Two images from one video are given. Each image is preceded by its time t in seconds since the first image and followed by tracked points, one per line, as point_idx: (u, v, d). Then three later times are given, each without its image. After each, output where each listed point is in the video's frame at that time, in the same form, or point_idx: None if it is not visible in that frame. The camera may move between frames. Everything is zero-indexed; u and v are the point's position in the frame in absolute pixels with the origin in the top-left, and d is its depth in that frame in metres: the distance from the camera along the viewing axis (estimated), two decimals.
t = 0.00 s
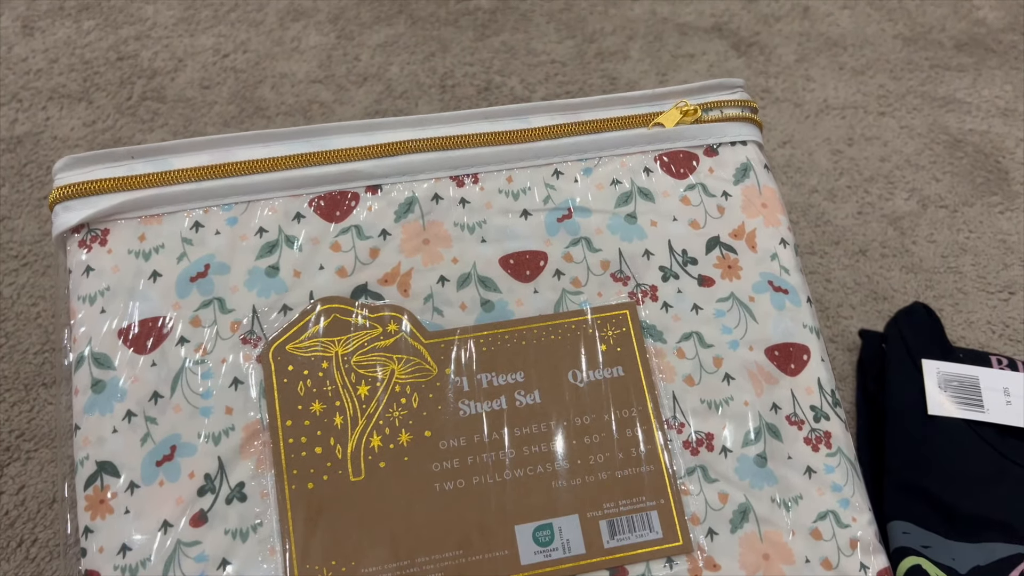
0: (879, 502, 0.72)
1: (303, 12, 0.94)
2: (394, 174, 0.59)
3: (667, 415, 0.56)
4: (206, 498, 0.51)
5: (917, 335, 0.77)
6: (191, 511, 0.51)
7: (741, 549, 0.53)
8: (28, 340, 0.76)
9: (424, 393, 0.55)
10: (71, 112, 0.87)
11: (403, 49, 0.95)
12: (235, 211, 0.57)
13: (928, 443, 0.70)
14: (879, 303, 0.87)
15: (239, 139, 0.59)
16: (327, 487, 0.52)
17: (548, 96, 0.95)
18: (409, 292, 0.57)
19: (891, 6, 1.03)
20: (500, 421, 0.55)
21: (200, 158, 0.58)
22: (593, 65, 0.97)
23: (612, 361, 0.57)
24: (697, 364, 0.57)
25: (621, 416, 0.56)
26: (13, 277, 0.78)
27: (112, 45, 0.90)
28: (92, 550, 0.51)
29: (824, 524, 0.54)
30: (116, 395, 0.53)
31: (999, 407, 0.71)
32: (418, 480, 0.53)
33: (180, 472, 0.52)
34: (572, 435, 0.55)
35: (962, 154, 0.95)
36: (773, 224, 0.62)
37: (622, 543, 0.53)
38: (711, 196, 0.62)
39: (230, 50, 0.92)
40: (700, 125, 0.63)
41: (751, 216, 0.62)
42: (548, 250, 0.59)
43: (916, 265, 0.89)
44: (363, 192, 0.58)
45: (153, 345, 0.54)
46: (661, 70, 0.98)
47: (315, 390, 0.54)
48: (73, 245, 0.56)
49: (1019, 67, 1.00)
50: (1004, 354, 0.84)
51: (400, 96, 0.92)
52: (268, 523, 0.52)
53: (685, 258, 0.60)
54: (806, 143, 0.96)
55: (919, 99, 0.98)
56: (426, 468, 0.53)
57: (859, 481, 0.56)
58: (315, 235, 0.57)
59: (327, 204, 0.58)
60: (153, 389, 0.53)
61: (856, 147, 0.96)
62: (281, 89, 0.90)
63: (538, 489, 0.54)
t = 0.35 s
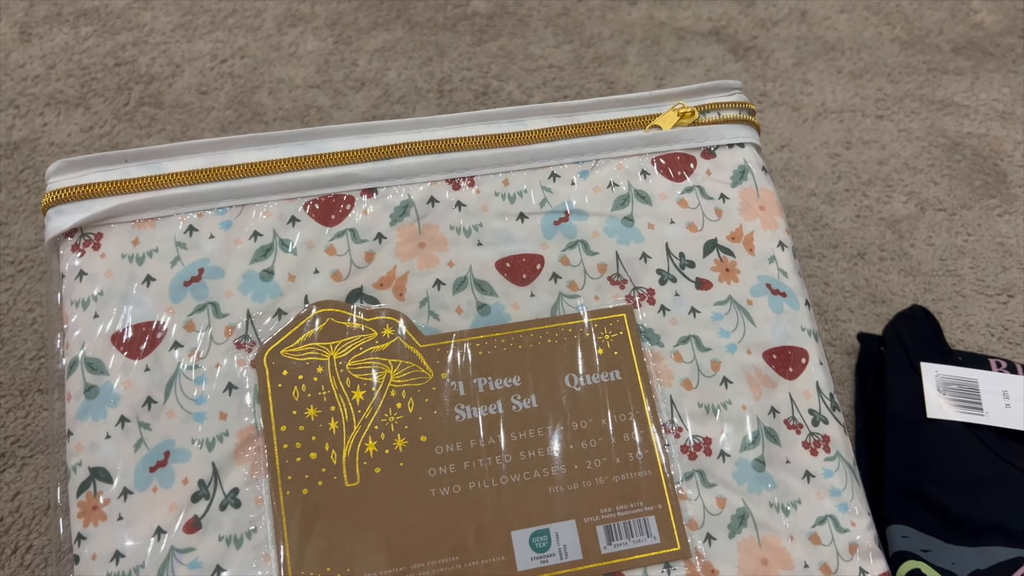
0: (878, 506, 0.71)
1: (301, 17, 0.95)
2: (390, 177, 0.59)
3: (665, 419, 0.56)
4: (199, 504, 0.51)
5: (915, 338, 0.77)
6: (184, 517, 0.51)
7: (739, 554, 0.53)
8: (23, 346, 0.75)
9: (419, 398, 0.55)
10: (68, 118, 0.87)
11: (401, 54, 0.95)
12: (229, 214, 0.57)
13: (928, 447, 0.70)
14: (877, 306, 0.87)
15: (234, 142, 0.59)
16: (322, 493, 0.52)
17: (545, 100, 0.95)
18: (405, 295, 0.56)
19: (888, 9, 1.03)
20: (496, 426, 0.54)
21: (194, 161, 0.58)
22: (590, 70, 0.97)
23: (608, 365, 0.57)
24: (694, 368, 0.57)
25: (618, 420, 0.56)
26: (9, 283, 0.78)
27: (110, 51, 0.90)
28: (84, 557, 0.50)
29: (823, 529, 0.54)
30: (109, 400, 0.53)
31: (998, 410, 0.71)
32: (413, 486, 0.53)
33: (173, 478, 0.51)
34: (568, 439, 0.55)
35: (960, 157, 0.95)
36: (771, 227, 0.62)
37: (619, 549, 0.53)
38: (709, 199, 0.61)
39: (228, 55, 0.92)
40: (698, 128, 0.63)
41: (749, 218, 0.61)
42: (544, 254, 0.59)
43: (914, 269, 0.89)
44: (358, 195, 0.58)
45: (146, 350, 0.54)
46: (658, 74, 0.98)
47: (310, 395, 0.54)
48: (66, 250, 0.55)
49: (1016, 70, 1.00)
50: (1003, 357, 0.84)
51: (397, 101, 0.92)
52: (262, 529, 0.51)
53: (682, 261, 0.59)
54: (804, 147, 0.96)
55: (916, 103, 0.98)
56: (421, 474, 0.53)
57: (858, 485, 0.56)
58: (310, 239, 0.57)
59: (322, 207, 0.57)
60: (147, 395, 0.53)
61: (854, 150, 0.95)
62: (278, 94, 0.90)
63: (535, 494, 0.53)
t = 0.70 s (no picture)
0: (873, 511, 0.70)
1: (295, 22, 0.94)
2: (379, 183, 0.58)
3: (657, 426, 0.55)
4: (187, 514, 0.50)
5: (911, 343, 0.76)
6: (171, 528, 0.50)
7: (733, 562, 0.52)
8: (14, 353, 0.75)
9: (409, 406, 0.54)
10: (61, 123, 0.86)
11: (395, 58, 0.95)
12: (218, 221, 0.56)
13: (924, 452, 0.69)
14: (873, 311, 0.87)
15: (223, 148, 0.58)
16: (310, 503, 0.51)
17: (540, 104, 0.94)
18: (395, 302, 0.56)
19: (884, 13, 1.03)
20: (487, 433, 0.54)
21: (182, 167, 0.57)
22: (586, 74, 0.97)
23: (600, 371, 0.56)
24: (687, 374, 0.57)
25: (610, 427, 0.55)
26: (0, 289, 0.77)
27: (104, 56, 0.90)
28: (70, 569, 0.49)
29: (817, 536, 0.53)
30: (95, 409, 0.52)
31: (995, 416, 0.70)
32: (403, 495, 0.52)
33: (160, 488, 0.51)
34: (559, 447, 0.54)
35: (956, 160, 0.95)
36: (764, 231, 0.61)
37: (611, 558, 0.52)
38: (701, 204, 0.61)
39: (222, 60, 0.91)
40: (690, 132, 0.63)
41: (742, 223, 0.61)
42: (536, 259, 0.58)
43: (911, 273, 0.89)
44: (348, 201, 0.58)
45: (133, 358, 0.53)
46: (654, 78, 0.98)
47: (298, 404, 0.53)
48: (52, 257, 0.55)
49: (1013, 73, 1.00)
50: (1000, 361, 0.84)
51: (392, 106, 0.92)
52: (250, 539, 0.51)
53: (674, 266, 0.59)
54: (800, 150, 0.95)
55: (912, 106, 0.98)
56: (412, 483, 0.52)
57: (852, 492, 0.55)
58: (299, 246, 0.56)
59: (311, 214, 0.57)
60: (133, 404, 0.52)
61: (850, 154, 0.95)
62: (272, 99, 0.90)
63: (526, 502, 0.53)
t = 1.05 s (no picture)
0: (866, 519, 0.70)
1: (288, 27, 0.94)
2: (363, 192, 0.58)
3: (643, 432, 0.55)
4: (169, 525, 0.50)
5: (906, 348, 0.76)
6: (153, 539, 0.50)
7: (720, 568, 0.52)
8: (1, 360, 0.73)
9: (393, 414, 0.53)
10: (52, 128, 0.86)
11: (388, 62, 0.94)
12: (200, 231, 0.56)
13: (917, 458, 0.69)
14: (867, 315, 0.86)
15: (205, 159, 0.58)
16: (293, 511, 0.51)
17: (533, 108, 0.94)
18: (378, 310, 0.55)
19: (879, 16, 1.03)
20: (471, 441, 0.53)
21: (165, 178, 0.57)
22: (579, 78, 0.96)
23: (587, 378, 0.56)
24: (672, 380, 0.56)
25: (596, 434, 0.54)
26: None
27: (96, 61, 0.90)
28: None
29: (805, 540, 0.53)
30: (76, 420, 0.51)
31: (990, 420, 0.70)
32: (387, 502, 0.52)
33: (142, 499, 0.50)
34: (545, 455, 0.54)
35: (951, 163, 0.94)
36: (748, 236, 0.61)
37: (598, 565, 0.52)
38: (685, 209, 0.61)
39: (214, 65, 0.91)
40: (674, 139, 0.62)
41: (726, 228, 0.61)
42: (520, 266, 0.58)
43: (906, 276, 0.88)
44: (331, 210, 0.57)
45: (115, 368, 0.52)
46: (647, 81, 0.97)
47: (281, 412, 0.53)
48: (34, 268, 0.54)
49: (1008, 76, 0.99)
50: (995, 366, 0.83)
51: (384, 110, 0.92)
52: (233, 550, 0.50)
53: (659, 272, 0.59)
54: (794, 154, 0.95)
55: (907, 109, 0.98)
56: (395, 490, 0.52)
57: (840, 495, 0.55)
58: (282, 254, 0.56)
59: (294, 223, 0.57)
60: (115, 415, 0.52)
61: (844, 158, 0.95)
62: (264, 104, 0.90)
63: (511, 510, 0.52)
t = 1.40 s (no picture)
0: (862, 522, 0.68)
1: (280, 27, 0.93)
2: (350, 191, 0.57)
3: (635, 436, 0.54)
4: (151, 532, 0.49)
5: (902, 350, 0.75)
6: (135, 547, 0.49)
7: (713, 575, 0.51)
8: None
9: (381, 418, 0.52)
10: (42, 130, 0.85)
11: (382, 63, 0.93)
12: (184, 231, 0.55)
13: (913, 461, 0.68)
14: (863, 316, 0.85)
15: (189, 157, 0.57)
16: (278, 518, 0.50)
17: (527, 109, 0.93)
18: (366, 312, 0.54)
19: (875, 15, 1.02)
20: (460, 446, 0.52)
21: (148, 177, 0.56)
22: (574, 78, 0.96)
23: (578, 381, 0.55)
24: (665, 383, 0.55)
25: (587, 438, 0.54)
26: None
27: (87, 62, 0.89)
28: None
29: (800, 547, 0.52)
30: (56, 426, 0.50)
31: (986, 423, 0.69)
32: (374, 509, 0.50)
33: (123, 506, 0.49)
34: (535, 459, 0.53)
35: (948, 163, 0.94)
36: (743, 236, 0.60)
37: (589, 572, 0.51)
38: (679, 209, 0.60)
39: (205, 66, 0.90)
40: (667, 137, 0.62)
41: (720, 228, 0.60)
42: (511, 267, 0.57)
43: (902, 277, 0.87)
44: (318, 210, 0.56)
45: (96, 372, 0.51)
46: (642, 82, 0.96)
47: (266, 417, 0.52)
48: (14, 269, 0.54)
49: (1005, 76, 0.98)
50: (992, 367, 0.82)
51: (376, 111, 0.91)
52: (216, 558, 0.49)
53: (652, 273, 0.58)
54: (789, 154, 0.94)
55: (903, 109, 0.97)
56: (382, 496, 0.51)
57: (835, 501, 0.54)
58: (267, 255, 0.55)
59: (280, 223, 0.56)
60: (96, 419, 0.51)
61: (840, 158, 0.94)
62: (256, 105, 0.89)
63: (500, 516, 0.51)
